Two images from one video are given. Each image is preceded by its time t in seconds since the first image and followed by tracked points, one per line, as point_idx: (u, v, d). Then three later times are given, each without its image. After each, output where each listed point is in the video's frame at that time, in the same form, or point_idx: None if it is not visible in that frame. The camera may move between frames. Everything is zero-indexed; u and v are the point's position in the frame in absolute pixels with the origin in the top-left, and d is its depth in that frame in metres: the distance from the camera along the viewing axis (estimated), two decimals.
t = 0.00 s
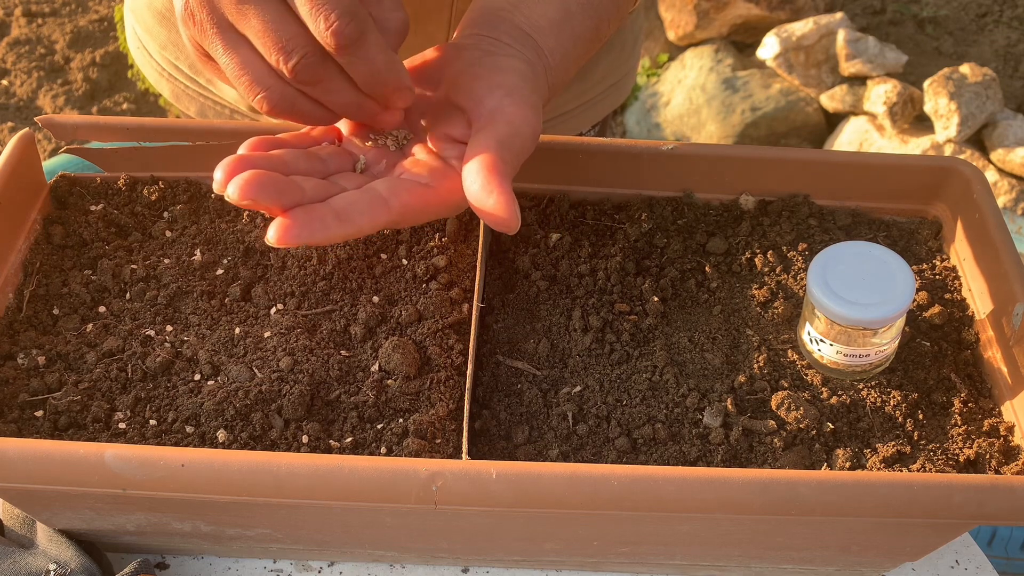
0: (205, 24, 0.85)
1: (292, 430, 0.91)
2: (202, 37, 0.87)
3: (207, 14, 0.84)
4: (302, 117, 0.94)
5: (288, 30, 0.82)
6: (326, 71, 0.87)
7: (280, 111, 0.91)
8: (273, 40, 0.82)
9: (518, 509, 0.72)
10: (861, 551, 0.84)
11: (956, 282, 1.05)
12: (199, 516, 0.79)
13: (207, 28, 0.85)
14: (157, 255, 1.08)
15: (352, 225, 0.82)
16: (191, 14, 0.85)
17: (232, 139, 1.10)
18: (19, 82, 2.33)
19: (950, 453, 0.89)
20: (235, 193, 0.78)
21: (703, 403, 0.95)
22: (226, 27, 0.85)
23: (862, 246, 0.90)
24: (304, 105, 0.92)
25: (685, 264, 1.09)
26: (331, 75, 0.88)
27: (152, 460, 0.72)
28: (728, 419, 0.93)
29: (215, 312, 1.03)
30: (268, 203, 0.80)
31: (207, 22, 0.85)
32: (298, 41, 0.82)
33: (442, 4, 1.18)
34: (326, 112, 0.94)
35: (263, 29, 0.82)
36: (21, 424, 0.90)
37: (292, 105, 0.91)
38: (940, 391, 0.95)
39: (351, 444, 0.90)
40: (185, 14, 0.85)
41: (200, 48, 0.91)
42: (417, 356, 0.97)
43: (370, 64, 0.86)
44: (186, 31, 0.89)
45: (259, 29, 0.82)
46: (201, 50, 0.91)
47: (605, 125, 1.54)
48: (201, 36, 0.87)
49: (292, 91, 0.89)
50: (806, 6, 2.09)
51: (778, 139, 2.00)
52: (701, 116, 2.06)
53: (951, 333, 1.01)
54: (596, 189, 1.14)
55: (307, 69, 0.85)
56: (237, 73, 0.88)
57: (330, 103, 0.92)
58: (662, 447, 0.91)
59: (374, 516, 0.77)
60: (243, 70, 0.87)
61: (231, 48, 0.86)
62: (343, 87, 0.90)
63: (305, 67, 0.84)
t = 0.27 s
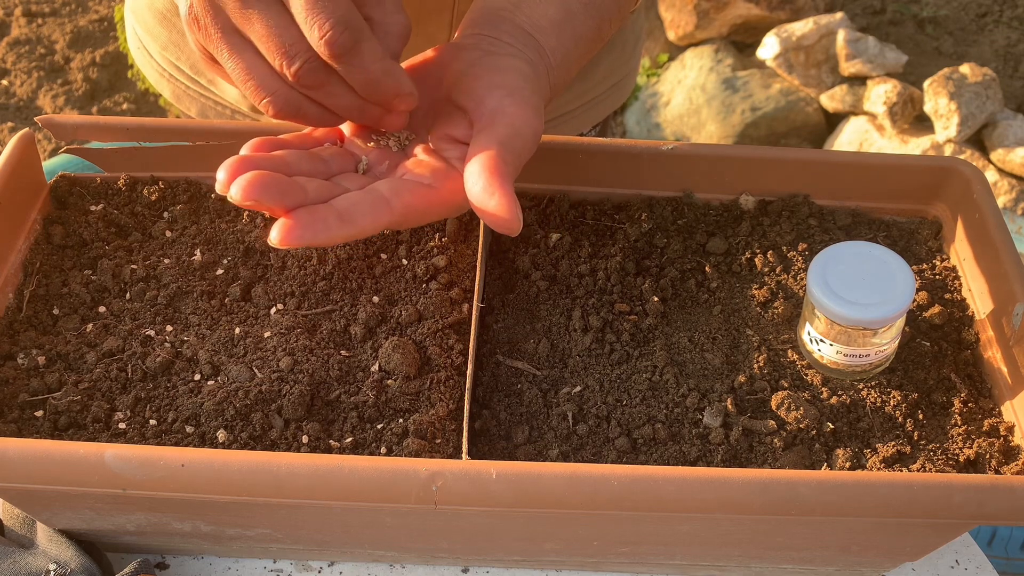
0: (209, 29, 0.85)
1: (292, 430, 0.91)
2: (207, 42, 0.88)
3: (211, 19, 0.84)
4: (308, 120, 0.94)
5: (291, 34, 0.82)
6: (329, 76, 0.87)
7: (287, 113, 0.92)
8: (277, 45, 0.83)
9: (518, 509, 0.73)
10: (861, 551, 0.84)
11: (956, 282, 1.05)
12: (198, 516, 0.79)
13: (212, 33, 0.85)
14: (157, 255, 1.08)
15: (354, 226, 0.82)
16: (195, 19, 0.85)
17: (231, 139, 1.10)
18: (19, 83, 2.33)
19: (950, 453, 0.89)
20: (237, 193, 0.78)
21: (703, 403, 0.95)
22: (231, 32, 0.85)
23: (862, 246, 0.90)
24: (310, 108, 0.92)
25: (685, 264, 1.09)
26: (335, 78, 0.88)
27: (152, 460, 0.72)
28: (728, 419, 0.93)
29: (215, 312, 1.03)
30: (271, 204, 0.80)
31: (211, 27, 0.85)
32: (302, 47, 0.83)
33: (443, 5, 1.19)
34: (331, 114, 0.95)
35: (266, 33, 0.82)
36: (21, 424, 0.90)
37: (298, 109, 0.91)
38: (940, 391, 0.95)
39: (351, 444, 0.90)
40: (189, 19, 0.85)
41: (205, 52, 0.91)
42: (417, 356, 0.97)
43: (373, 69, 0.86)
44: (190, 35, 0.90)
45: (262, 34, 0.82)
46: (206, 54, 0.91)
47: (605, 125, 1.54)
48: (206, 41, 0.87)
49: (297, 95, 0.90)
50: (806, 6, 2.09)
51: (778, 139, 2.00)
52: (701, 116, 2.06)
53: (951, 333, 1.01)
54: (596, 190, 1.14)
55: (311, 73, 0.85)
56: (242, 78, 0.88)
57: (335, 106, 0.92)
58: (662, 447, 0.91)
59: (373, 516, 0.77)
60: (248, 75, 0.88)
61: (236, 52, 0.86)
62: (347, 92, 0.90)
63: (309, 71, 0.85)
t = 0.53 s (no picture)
0: (214, 31, 0.86)
1: (292, 430, 0.91)
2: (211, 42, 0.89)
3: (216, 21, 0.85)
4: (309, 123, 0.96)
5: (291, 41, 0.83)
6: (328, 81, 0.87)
7: (288, 117, 0.93)
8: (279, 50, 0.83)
9: (518, 509, 0.72)
10: (861, 551, 0.84)
11: (956, 282, 1.05)
12: (198, 516, 0.79)
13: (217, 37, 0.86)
14: (157, 255, 1.08)
15: (351, 226, 0.82)
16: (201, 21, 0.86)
17: (231, 139, 1.10)
18: (19, 82, 2.33)
19: (950, 453, 0.89)
20: (235, 192, 0.78)
21: (703, 403, 0.95)
22: (236, 34, 0.86)
23: (862, 246, 0.90)
24: (310, 111, 0.94)
25: (685, 264, 1.09)
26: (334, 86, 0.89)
27: (152, 460, 0.72)
28: (728, 419, 0.93)
29: (215, 312, 1.03)
30: (267, 203, 0.80)
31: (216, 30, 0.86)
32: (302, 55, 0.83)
33: (443, 7, 1.19)
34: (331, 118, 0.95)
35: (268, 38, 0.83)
36: (21, 424, 0.90)
37: (298, 113, 0.93)
38: (940, 391, 0.95)
39: (351, 444, 0.90)
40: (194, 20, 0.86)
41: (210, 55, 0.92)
42: (416, 356, 0.97)
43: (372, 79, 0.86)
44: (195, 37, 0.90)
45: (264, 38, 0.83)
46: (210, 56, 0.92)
47: (605, 125, 1.54)
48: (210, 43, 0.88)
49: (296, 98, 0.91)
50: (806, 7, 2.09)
51: (778, 139, 2.00)
52: (701, 116, 2.06)
53: (951, 333, 1.01)
54: (596, 190, 1.14)
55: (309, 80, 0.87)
56: (244, 81, 0.89)
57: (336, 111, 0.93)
58: (662, 447, 0.91)
59: (374, 516, 0.77)
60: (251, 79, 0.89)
61: (239, 55, 0.87)
62: (346, 98, 0.91)
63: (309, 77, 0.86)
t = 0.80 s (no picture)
0: (230, 24, 0.84)
1: (292, 430, 0.91)
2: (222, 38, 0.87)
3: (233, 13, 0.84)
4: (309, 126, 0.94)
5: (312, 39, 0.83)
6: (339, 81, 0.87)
7: (292, 116, 0.90)
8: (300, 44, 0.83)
9: (518, 509, 0.72)
10: (861, 551, 0.84)
11: (956, 282, 1.05)
12: (199, 516, 0.79)
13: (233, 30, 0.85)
14: (157, 255, 1.08)
15: (343, 233, 0.83)
16: (218, 15, 0.84)
17: (231, 139, 1.10)
18: (19, 82, 2.33)
19: (950, 453, 0.89)
20: (229, 197, 0.78)
21: (703, 403, 0.95)
22: (251, 28, 0.85)
23: (861, 246, 0.90)
24: (317, 112, 0.91)
25: (685, 264, 1.09)
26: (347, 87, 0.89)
27: (152, 460, 0.72)
28: (728, 419, 0.93)
29: (215, 312, 1.03)
30: (261, 208, 0.80)
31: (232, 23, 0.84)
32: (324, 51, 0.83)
33: (443, 8, 1.20)
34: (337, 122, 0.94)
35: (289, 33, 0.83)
36: (21, 424, 0.90)
37: (305, 112, 0.90)
38: (940, 391, 0.95)
39: (351, 444, 0.90)
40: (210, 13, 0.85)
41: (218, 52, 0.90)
42: (417, 356, 0.97)
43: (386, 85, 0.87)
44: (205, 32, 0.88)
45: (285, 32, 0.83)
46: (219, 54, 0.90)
47: (605, 125, 1.54)
48: (223, 37, 0.86)
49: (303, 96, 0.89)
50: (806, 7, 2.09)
51: (778, 139, 2.00)
52: (701, 116, 2.06)
53: (951, 333, 1.01)
54: (596, 189, 1.14)
55: (324, 77, 0.86)
56: (254, 75, 0.86)
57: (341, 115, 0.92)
58: (662, 447, 0.91)
59: (374, 516, 0.77)
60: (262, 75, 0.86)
61: (252, 48, 0.85)
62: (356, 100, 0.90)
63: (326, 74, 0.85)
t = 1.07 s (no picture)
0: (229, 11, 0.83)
1: (292, 430, 0.91)
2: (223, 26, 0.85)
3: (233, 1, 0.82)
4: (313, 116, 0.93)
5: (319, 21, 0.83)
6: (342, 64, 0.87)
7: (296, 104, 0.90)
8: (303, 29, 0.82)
9: (518, 509, 0.73)
10: (861, 551, 0.84)
11: (956, 282, 1.05)
12: (199, 516, 0.79)
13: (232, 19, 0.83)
14: (157, 255, 1.08)
15: (358, 234, 0.83)
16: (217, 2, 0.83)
17: (231, 139, 1.10)
18: (19, 83, 2.33)
19: (950, 453, 0.89)
20: (246, 195, 0.78)
21: (703, 403, 0.95)
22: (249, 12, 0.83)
23: (862, 246, 0.90)
24: (320, 98, 0.90)
25: (685, 264, 1.09)
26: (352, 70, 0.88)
27: (152, 460, 0.72)
28: (728, 419, 0.93)
29: (215, 312, 1.03)
30: (278, 207, 0.79)
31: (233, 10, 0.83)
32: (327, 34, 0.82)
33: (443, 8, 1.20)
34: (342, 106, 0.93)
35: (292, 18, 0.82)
36: (21, 424, 0.90)
37: (309, 97, 0.89)
38: (939, 391, 0.95)
39: (351, 444, 0.90)
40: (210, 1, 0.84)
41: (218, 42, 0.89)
42: (417, 356, 0.97)
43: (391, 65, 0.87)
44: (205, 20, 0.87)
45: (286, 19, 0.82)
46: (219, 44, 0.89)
47: (605, 125, 1.54)
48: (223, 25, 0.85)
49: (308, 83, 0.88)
50: (806, 7, 2.09)
51: (778, 139, 2.00)
52: (701, 116, 2.06)
53: (951, 333, 1.01)
54: (596, 190, 1.14)
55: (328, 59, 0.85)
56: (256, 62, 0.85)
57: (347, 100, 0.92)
58: (662, 447, 0.91)
59: (374, 516, 0.77)
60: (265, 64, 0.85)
61: (254, 37, 0.83)
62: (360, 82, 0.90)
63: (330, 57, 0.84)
